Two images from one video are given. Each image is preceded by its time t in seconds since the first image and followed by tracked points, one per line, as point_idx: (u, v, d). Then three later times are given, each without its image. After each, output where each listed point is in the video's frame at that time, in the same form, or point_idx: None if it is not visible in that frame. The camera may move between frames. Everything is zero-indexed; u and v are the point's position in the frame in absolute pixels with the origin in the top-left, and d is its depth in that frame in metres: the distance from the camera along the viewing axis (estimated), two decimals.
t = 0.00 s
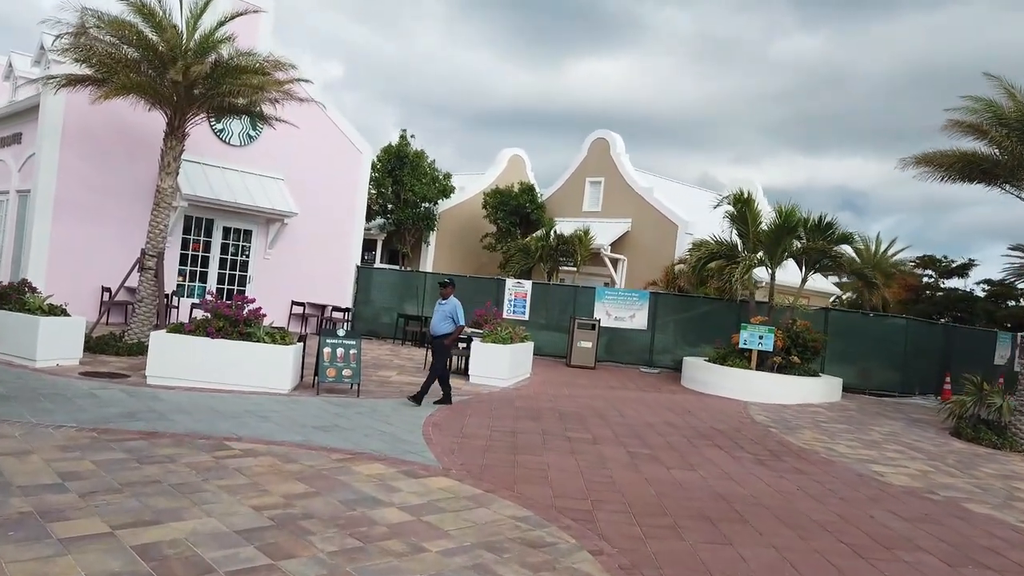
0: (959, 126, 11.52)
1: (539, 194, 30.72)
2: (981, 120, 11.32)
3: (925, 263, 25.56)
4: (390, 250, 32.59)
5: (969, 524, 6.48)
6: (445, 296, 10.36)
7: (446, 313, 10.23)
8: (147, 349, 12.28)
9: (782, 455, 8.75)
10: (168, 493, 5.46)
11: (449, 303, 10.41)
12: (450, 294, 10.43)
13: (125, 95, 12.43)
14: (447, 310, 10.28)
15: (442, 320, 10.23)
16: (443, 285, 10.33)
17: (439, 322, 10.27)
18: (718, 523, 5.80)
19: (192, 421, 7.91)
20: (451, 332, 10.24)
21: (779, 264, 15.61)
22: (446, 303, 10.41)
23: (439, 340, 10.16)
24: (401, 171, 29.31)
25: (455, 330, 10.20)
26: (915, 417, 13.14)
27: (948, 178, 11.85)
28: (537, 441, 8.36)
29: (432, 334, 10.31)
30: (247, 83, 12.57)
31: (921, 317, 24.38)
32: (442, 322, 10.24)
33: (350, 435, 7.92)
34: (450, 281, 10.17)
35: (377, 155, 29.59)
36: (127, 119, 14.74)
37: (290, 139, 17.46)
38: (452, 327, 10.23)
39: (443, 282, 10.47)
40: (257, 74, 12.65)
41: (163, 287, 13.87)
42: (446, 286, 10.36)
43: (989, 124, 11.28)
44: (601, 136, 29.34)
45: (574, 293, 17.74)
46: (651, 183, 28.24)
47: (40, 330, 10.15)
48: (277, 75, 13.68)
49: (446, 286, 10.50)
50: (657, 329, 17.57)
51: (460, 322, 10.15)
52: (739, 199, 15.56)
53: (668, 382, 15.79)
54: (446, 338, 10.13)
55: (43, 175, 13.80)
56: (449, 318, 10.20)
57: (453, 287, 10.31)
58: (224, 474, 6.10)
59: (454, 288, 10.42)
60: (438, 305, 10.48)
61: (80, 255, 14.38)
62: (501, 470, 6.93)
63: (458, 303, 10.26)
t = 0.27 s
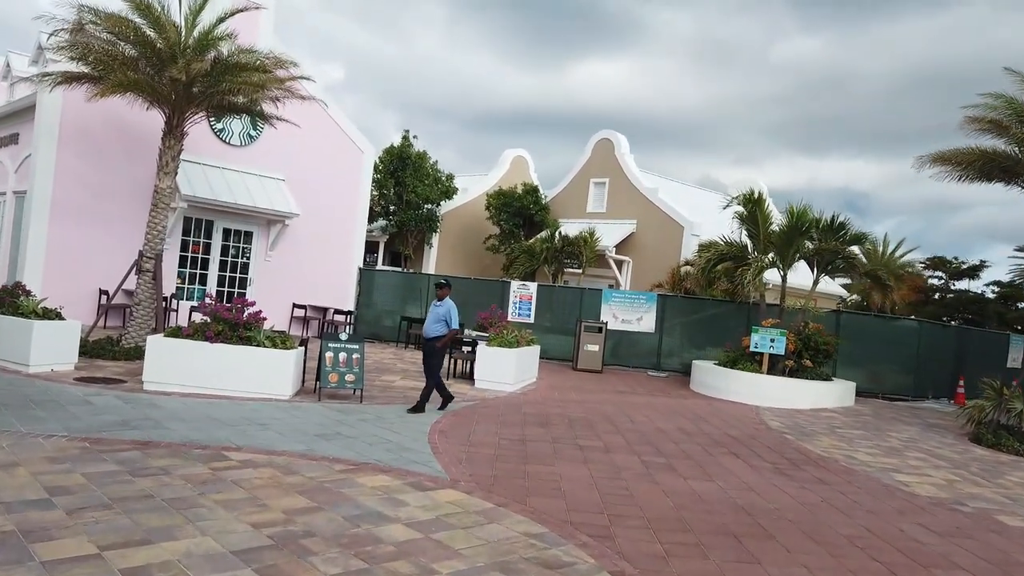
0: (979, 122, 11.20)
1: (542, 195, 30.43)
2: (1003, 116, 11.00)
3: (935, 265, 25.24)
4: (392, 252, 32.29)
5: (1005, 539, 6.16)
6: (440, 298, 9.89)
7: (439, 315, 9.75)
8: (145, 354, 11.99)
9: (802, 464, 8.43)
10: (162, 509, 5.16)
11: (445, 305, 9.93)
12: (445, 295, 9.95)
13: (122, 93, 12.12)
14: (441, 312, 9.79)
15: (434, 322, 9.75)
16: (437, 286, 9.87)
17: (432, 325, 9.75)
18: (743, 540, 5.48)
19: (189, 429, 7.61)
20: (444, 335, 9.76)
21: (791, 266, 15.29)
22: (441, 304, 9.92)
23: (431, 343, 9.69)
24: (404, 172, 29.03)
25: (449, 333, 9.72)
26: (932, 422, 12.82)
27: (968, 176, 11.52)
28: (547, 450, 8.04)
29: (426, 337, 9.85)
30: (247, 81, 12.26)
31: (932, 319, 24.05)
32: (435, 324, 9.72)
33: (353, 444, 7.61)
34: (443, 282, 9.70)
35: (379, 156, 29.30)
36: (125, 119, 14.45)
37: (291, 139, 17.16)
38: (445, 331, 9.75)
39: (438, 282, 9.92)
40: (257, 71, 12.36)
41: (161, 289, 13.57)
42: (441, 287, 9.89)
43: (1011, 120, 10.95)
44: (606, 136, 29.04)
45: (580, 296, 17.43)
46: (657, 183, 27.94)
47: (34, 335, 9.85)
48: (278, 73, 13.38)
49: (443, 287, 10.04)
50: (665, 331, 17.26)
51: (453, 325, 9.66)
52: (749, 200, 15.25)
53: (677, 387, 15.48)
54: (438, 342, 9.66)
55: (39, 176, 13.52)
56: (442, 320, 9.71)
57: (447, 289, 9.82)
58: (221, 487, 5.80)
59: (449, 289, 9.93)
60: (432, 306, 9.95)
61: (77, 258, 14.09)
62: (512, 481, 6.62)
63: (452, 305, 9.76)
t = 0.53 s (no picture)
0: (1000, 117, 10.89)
1: (546, 195, 30.13)
2: None
3: (946, 265, 24.89)
4: (395, 254, 31.97)
5: None
6: (437, 297, 9.56)
7: (437, 316, 9.43)
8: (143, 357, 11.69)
9: (824, 471, 8.11)
10: (157, 524, 4.85)
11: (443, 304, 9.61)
12: (443, 294, 9.62)
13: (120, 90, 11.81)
14: (439, 313, 9.48)
15: (432, 323, 9.43)
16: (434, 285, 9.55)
17: (430, 325, 9.44)
18: (774, 555, 5.17)
19: (187, 436, 7.30)
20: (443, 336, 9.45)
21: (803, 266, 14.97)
22: (439, 304, 9.60)
23: (429, 344, 9.39)
24: (407, 172, 28.72)
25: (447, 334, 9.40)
26: (950, 426, 12.49)
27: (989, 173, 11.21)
28: (560, 457, 7.73)
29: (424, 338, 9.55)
30: (248, 78, 11.95)
31: (943, 319, 23.72)
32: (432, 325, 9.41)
33: (358, 451, 7.30)
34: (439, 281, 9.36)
35: (382, 156, 29.00)
36: (124, 117, 14.16)
37: (293, 138, 16.87)
38: (443, 331, 9.44)
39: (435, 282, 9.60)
40: (258, 67, 12.07)
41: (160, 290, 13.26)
42: (439, 286, 9.56)
43: None
44: (610, 135, 28.75)
45: (587, 297, 17.12)
46: (662, 183, 27.63)
47: (27, 338, 9.56)
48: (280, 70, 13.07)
49: (442, 286, 9.71)
50: (674, 332, 16.94)
51: (451, 325, 9.35)
52: (761, 198, 14.93)
53: (687, 389, 15.16)
54: (437, 343, 9.35)
55: (36, 175, 13.23)
56: (440, 321, 9.39)
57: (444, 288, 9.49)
58: (220, 498, 5.49)
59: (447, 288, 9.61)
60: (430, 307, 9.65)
61: (74, 259, 13.79)
62: (526, 489, 6.31)
63: (450, 305, 9.44)
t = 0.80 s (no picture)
0: None
1: (550, 196, 29.81)
2: None
3: (957, 266, 24.53)
4: (397, 255, 31.64)
5: None
6: (432, 300, 9.20)
7: (435, 320, 9.08)
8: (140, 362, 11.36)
9: (847, 481, 7.77)
10: (147, 545, 4.52)
11: (439, 307, 9.26)
12: (438, 297, 9.26)
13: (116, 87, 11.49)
14: (436, 316, 9.13)
15: (430, 327, 9.07)
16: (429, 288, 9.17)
17: (427, 330, 9.09)
18: None
19: (183, 446, 6.97)
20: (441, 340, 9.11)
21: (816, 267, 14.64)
22: (434, 307, 9.25)
23: (428, 350, 9.05)
24: (409, 173, 28.40)
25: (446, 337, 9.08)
26: (969, 431, 12.15)
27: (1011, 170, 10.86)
28: (572, 467, 7.40)
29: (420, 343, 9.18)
30: (247, 75, 11.62)
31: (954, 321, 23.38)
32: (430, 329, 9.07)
33: (361, 462, 6.97)
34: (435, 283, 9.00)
35: (384, 157, 28.68)
36: (121, 116, 13.86)
37: (293, 138, 16.56)
38: (441, 336, 9.10)
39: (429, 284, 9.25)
40: (258, 64, 11.75)
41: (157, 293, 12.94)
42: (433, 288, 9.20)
43: None
44: (615, 135, 28.43)
45: (593, 299, 16.80)
46: (668, 183, 27.30)
47: (19, 343, 9.24)
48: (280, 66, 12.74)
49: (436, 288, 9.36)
50: (683, 335, 16.61)
51: (450, 329, 9.03)
52: (772, 198, 14.59)
53: (697, 393, 14.82)
54: (436, 348, 9.01)
55: (31, 175, 12.94)
56: (438, 324, 9.05)
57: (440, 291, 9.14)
58: (215, 515, 5.15)
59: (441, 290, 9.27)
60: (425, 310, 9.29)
61: (70, 261, 13.49)
62: (539, 503, 5.98)
63: (447, 308, 9.11)
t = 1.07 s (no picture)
0: None
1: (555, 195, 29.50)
2: None
3: (970, 265, 24.20)
4: (400, 255, 31.33)
5: None
6: (429, 300, 8.82)
7: (434, 321, 8.71)
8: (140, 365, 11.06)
9: (877, 488, 7.45)
10: (147, 562, 4.22)
11: (435, 307, 8.90)
12: (434, 296, 8.88)
13: (116, 82, 11.18)
14: (435, 317, 8.75)
15: (429, 328, 8.70)
16: (427, 287, 8.77)
17: (427, 331, 8.69)
18: None
19: (184, 453, 6.67)
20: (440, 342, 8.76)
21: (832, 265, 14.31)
22: (431, 307, 8.85)
23: (427, 352, 8.66)
24: (412, 172, 28.09)
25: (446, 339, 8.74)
26: (992, 434, 11.82)
27: None
28: (590, 475, 7.07)
29: (418, 344, 8.77)
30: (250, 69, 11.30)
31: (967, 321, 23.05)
32: (430, 331, 8.69)
33: (371, 470, 6.66)
34: (436, 282, 8.65)
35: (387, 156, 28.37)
36: (121, 112, 13.57)
37: (296, 135, 16.26)
38: (441, 336, 8.76)
39: (425, 283, 8.83)
40: (261, 58, 11.45)
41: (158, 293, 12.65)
42: (430, 288, 8.81)
43: None
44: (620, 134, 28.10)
45: (602, 299, 16.48)
46: (675, 182, 26.98)
47: (15, 345, 8.95)
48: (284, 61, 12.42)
49: (431, 286, 8.94)
50: (694, 335, 16.30)
51: (451, 330, 8.70)
52: (786, 195, 14.26)
53: (709, 395, 14.50)
54: (437, 350, 8.66)
55: (28, 173, 12.64)
56: (439, 326, 8.69)
57: (439, 291, 8.79)
58: (219, 529, 4.85)
59: (438, 289, 8.90)
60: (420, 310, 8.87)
61: (70, 262, 13.20)
62: (560, 515, 5.66)
63: (446, 308, 8.79)
